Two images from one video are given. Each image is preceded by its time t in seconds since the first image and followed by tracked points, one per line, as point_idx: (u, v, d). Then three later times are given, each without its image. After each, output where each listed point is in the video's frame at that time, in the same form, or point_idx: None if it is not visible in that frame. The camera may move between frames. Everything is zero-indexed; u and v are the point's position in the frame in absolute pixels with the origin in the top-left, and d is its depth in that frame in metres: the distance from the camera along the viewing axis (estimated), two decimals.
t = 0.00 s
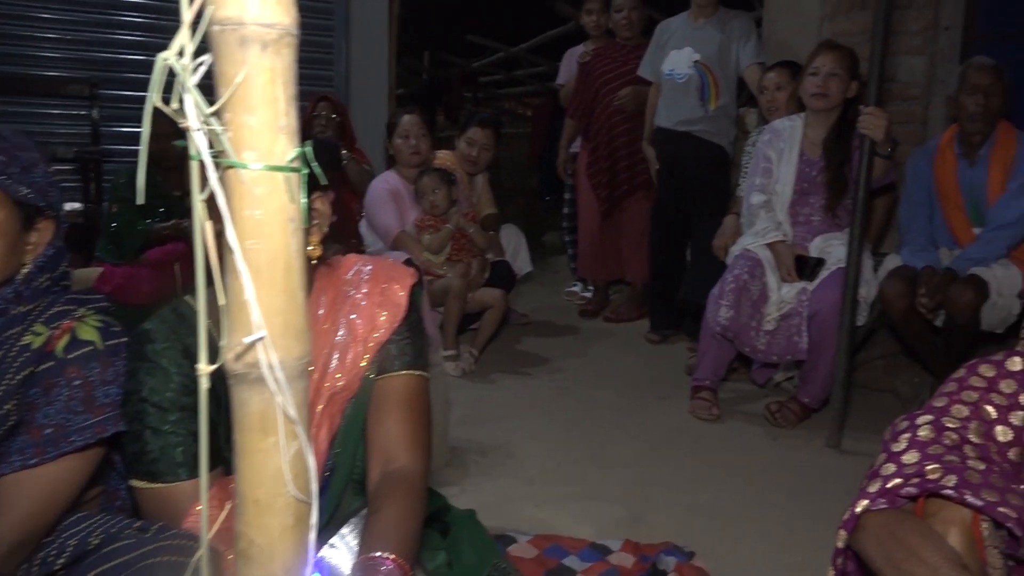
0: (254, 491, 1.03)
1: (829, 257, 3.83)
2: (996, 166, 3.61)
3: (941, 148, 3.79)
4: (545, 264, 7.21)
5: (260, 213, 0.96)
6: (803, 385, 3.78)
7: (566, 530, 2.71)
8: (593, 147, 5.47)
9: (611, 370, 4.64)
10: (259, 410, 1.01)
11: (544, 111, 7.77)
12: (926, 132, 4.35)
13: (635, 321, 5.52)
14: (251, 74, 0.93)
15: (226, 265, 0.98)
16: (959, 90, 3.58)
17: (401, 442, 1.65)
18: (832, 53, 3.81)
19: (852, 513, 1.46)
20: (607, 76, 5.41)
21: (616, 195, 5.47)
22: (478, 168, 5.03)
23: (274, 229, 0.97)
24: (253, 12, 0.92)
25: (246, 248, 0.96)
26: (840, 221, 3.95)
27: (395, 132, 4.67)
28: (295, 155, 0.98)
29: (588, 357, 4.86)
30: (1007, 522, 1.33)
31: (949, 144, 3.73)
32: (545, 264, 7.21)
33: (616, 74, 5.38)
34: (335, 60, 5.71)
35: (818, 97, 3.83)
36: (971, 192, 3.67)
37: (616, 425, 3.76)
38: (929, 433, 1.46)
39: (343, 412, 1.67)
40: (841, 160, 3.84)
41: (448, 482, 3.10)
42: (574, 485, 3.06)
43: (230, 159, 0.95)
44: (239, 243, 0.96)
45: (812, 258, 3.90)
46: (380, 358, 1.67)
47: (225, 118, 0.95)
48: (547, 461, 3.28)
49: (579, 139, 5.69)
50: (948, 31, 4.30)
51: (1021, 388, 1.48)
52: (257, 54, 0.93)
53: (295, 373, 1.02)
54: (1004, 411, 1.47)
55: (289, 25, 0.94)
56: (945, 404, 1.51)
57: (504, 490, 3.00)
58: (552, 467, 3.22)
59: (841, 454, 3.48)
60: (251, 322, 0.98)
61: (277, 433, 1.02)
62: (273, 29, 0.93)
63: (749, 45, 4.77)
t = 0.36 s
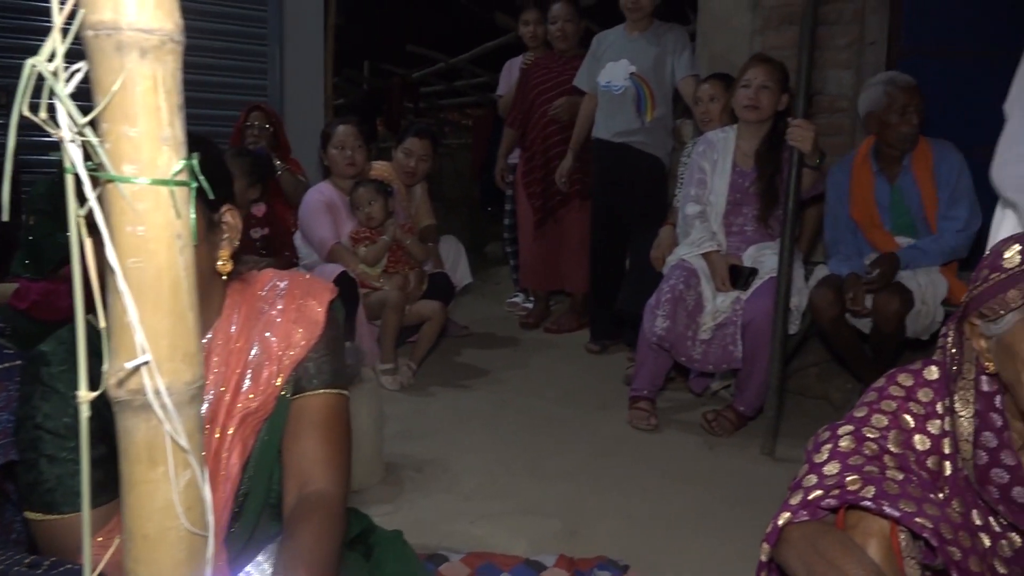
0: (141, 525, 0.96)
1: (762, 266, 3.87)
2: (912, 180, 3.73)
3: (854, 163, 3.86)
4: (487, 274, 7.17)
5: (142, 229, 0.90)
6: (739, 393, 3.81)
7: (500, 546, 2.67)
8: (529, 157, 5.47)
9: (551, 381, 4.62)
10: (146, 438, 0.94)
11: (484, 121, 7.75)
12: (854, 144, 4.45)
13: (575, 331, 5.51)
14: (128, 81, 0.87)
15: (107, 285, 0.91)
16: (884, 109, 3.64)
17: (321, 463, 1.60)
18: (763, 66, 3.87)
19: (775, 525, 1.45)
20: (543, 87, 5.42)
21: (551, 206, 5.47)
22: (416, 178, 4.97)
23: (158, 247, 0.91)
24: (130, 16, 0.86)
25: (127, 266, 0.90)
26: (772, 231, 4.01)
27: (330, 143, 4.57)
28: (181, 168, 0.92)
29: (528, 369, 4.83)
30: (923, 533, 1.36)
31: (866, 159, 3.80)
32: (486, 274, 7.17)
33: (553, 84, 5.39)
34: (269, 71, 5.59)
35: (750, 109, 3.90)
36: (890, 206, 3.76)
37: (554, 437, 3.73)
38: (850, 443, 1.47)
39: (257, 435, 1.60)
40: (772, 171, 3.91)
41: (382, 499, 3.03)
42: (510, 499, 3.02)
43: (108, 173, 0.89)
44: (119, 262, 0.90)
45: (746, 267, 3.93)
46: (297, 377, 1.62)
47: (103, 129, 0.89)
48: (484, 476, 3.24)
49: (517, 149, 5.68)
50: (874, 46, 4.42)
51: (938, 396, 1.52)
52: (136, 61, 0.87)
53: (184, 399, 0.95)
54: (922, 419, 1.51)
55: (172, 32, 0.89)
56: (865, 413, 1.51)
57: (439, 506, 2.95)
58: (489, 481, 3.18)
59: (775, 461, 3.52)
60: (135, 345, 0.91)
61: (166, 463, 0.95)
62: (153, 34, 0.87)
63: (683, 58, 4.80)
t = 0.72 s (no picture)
0: (60, 568, 0.91)
1: (718, 273, 3.88)
2: (860, 185, 3.77)
3: (799, 172, 3.86)
4: (447, 286, 7.10)
5: (52, 253, 0.85)
6: (699, 400, 3.81)
7: (459, 564, 2.63)
8: (483, 167, 5.45)
9: (512, 393, 4.57)
10: (63, 475, 0.89)
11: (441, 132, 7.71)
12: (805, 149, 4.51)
13: (535, 341, 5.48)
14: (33, 97, 0.82)
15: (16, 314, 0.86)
16: (832, 120, 3.64)
17: (268, 488, 1.55)
18: (715, 74, 3.90)
19: (729, 539, 1.44)
20: (498, 97, 5.40)
21: (506, 215, 5.44)
22: (371, 191, 4.91)
23: (70, 272, 0.86)
24: (34, 28, 0.81)
25: (38, 293, 0.85)
26: (727, 237, 4.03)
27: (283, 156, 4.47)
28: (95, 189, 0.87)
29: (489, 380, 4.79)
30: (876, 542, 1.33)
31: (812, 168, 3.81)
32: (446, 285, 7.11)
33: (509, 94, 5.38)
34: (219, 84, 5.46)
35: (703, 117, 3.92)
36: (837, 214, 3.81)
37: (514, 451, 3.69)
38: (802, 453, 1.45)
39: (198, 462, 1.54)
40: (724, 178, 3.94)
41: (338, 519, 2.97)
42: (470, 515, 2.98)
43: (15, 195, 0.84)
44: (28, 289, 0.85)
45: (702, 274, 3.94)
46: (239, 401, 1.56)
47: (9, 147, 0.84)
48: (444, 492, 3.19)
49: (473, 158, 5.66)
50: (822, 54, 4.49)
51: (889, 402, 1.50)
52: (41, 76, 0.82)
53: (105, 432, 0.90)
54: (874, 426, 1.48)
55: (83, 43, 0.84)
56: (817, 421, 1.50)
57: (397, 526, 2.90)
58: (448, 498, 3.14)
59: (736, 467, 3.52)
60: (48, 377, 0.86)
61: (85, 501, 0.90)
62: (59, 49, 0.83)
63: (637, 69, 4.82)
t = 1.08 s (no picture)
0: None
1: (686, 289, 3.88)
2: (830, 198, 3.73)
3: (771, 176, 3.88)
4: (417, 303, 7.04)
5: None
6: (669, 417, 3.80)
7: None
8: (450, 182, 5.44)
9: (482, 411, 4.53)
10: None
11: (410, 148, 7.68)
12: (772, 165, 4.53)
13: (505, 359, 5.44)
14: None
15: None
16: (799, 134, 3.62)
17: (221, 517, 1.50)
18: (681, 91, 3.92)
19: (696, 565, 1.42)
20: (467, 112, 5.39)
21: (473, 230, 5.42)
22: (338, 209, 4.85)
23: None
24: None
25: None
26: (694, 253, 4.03)
27: (248, 173, 4.38)
28: (21, 215, 0.83)
29: (458, 398, 4.74)
30: (842, 567, 1.30)
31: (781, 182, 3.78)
32: (416, 302, 7.05)
33: (477, 109, 5.36)
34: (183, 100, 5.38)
35: (670, 133, 3.92)
36: (806, 227, 3.76)
37: (483, 471, 3.64)
38: (768, 475, 1.43)
39: (146, 493, 1.49)
40: (691, 194, 3.95)
41: (302, 545, 2.90)
42: (438, 539, 2.93)
43: None
44: None
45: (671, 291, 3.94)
46: (190, 429, 1.50)
47: None
48: (411, 515, 3.14)
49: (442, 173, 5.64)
50: (786, 71, 4.54)
51: (853, 423, 1.47)
52: None
53: (31, 472, 0.85)
54: (839, 447, 1.46)
55: (6, 64, 0.80)
56: (782, 442, 1.47)
57: (362, 550, 2.84)
58: (416, 521, 3.08)
59: (706, 484, 3.51)
60: None
61: (9, 545, 0.85)
62: None
63: (603, 87, 4.86)
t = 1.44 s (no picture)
0: None
1: (667, 299, 3.87)
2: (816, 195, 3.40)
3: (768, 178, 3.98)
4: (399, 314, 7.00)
5: None
6: (651, 427, 3.78)
7: None
8: (431, 190, 5.41)
9: (464, 423, 4.49)
10: None
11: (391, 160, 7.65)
12: (751, 173, 4.55)
13: (488, 369, 5.42)
14: None
15: None
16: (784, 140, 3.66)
17: (185, 544, 1.47)
18: (659, 101, 3.92)
19: None
20: (447, 121, 5.37)
21: (455, 239, 5.40)
22: (318, 221, 4.79)
23: None
24: None
25: None
26: (674, 262, 4.03)
27: (228, 186, 4.33)
28: None
29: (440, 411, 4.71)
30: None
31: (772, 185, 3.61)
32: (398, 314, 7.01)
33: (458, 118, 5.35)
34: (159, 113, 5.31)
35: (649, 143, 3.92)
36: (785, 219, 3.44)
37: (464, 484, 3.61)
38: (745, 489, 1.42)
39: (112, 518, 1.46)
40: (671, 204, 3.95)
41: (281, 563, 2.86)
42: (418, 555, 2.90)
43: None
44: None
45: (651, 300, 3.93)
46: (158, 451, 1.46)
47: None
48: (392, 530, 3.11)
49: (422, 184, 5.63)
50: (763, 80, 4.56)
51: (831, 435, 1.46)
52: None
53: None
54: (816, 460, 1.45)
55: None
56: (759, 456, 1.46)
57: (342, 567, 2.80)
58: (396, 536, 3.05)
59: (688, 494, 3.50)
60: None
61: None
62: None
63: (582, 98, 4.88)
